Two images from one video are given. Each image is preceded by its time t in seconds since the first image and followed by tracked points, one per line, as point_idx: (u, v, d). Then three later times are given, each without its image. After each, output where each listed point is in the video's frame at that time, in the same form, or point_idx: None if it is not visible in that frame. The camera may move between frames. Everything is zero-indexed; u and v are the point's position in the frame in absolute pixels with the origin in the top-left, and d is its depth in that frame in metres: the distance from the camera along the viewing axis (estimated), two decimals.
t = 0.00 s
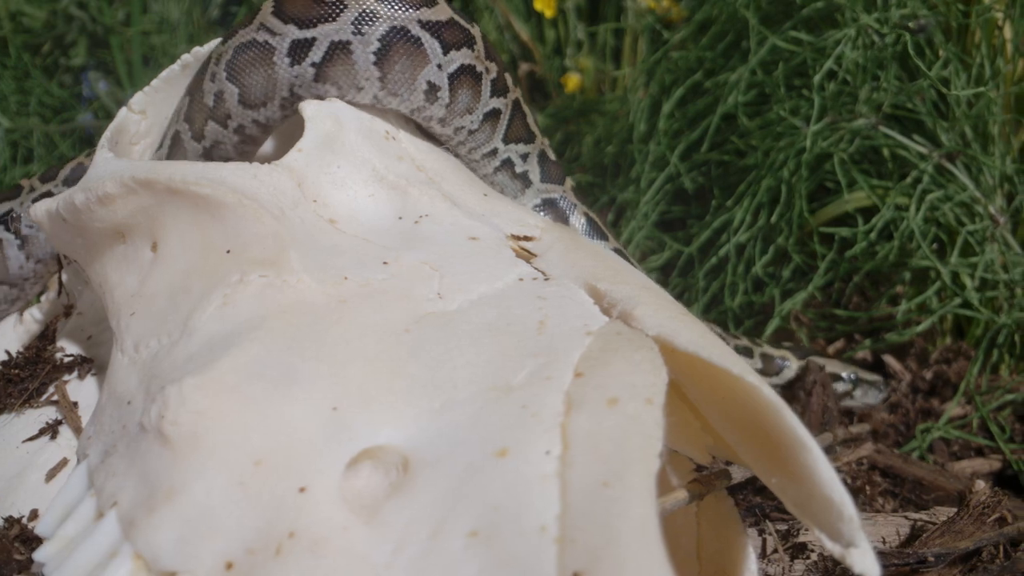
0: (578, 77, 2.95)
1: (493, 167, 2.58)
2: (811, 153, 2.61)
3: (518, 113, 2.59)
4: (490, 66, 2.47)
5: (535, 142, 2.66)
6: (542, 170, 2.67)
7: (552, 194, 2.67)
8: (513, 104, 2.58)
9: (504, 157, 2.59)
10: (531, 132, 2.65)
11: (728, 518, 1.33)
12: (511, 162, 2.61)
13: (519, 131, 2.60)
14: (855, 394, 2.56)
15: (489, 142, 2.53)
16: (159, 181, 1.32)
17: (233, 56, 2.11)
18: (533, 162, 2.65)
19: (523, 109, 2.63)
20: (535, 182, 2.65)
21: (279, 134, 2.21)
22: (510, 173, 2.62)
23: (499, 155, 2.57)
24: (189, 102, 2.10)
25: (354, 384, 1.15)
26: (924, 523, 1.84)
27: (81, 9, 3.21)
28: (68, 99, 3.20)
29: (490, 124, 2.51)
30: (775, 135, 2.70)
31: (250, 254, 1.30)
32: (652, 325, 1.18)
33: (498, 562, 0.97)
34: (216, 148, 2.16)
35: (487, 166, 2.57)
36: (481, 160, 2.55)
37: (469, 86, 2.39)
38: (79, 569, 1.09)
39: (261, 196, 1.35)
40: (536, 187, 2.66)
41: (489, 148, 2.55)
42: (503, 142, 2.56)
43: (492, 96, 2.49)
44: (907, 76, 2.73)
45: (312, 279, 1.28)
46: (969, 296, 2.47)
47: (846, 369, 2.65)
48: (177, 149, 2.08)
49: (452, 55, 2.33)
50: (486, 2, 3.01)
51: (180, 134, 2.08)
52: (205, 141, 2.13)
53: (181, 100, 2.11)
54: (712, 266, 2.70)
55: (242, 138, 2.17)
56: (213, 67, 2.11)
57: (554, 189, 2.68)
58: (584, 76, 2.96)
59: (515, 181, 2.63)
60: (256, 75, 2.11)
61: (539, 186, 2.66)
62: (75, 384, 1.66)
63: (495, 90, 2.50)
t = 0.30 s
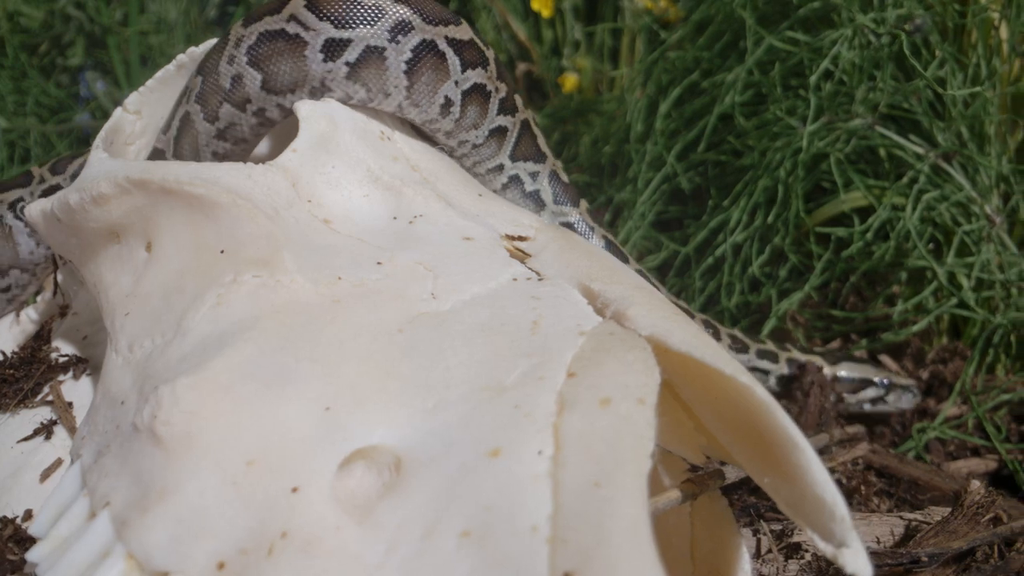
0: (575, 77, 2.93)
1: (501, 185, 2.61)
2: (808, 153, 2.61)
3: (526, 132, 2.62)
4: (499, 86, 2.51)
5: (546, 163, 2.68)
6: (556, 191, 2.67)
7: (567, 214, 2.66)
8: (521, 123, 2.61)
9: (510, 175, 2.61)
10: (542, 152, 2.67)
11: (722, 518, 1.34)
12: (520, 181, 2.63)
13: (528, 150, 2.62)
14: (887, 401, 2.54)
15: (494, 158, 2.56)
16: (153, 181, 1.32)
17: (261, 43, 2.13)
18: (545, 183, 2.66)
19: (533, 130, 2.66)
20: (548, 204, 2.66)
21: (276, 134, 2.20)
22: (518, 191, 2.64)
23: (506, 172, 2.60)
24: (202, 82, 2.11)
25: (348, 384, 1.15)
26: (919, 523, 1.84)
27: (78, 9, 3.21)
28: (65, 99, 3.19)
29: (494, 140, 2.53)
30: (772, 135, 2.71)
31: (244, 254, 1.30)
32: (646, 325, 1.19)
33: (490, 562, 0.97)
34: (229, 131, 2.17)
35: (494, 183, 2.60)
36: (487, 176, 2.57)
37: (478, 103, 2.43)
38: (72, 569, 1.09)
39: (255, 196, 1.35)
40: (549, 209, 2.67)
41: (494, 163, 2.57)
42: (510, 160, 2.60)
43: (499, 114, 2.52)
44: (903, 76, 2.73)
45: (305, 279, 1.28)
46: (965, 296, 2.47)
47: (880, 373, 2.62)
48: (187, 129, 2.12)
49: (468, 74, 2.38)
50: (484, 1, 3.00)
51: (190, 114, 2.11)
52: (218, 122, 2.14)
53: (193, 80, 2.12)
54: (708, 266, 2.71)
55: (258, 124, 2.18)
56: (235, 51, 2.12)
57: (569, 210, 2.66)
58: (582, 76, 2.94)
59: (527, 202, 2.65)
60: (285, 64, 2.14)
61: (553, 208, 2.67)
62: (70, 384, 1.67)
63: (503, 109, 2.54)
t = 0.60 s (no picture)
0: (573, 76, 2.93)
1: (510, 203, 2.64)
2: (805, 154, 2.62)
3: (535, 149, 2.63)
4: (508, 102, 2.54)
5: (558, 181, 2.68)
6: (571, 212, 2.66)
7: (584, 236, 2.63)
8: (531, 140, 2.63)
9: (519, 192, 2.64)
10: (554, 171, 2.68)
11: (717, 517, 1.34)
12: (531, 200, 2.64)
13: (535, 166, 2.64)
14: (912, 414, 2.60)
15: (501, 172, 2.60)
16: (149, 182, 1.32)
17: (289, 33, 2.13)
18: (558, 202, 2.66)
19: (543, 149, 2.67)
20: (564, 224, 2.64)
21: (270, 135, 2.21)
22: (531, 210, 2.64)
23: (513, 189, 2.64)
24: (219, 64, 2.11)
25: (341, 384, 1.15)
26: (914, 523, 1.85)
27: (76, 9, 3.21)
28: (62, 99, 3.19)
29: (500, 155, 2.57)
30: (769, 135, 2.71)
31: (239, 254, 1.30)
32: (640, 325, 1.18)
33: (482, 562, 0.96)
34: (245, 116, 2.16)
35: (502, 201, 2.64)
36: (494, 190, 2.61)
37: (484, 118, 2.46)
38: (66, 569, 1.09)
39: (250, 196, 1.35)
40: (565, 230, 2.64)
41: (502, 180, 2.61)
42: (518, 177, 2.63)
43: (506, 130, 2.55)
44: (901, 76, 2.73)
45: (299, 279, 1.28)
46: (961, 297, 2.48)
47: (902, 386, 2.67)
48: (200, 110, 2.12)
49: (478, 91, 2.41)
50: (482, 1, 2.98)
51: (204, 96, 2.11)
52: (235, 105, 2.13)
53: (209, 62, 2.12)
54: (705, 266, 2.72)
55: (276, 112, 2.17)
56: (259, 37, 2.12)
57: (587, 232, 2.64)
58: (580, 76, 2.93)
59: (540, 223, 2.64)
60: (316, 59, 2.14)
61: (569, 229, 2.64)
62: (66, 384, 1.67)
63: (511, 125, 2.56)
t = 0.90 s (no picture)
0: (571, 77, 2.93)
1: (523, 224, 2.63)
2: (801, 153, 2.61)
3: (546, 169, 2.67)
4: (518, 118, 2.62)
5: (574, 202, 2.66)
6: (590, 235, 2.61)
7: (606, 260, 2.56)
8: (542, 159, 2.67)
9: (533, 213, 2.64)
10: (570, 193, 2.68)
11: (712, 517, 1.34)
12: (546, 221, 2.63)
13: (547, 186, 2.66)
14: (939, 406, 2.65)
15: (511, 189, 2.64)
16: (144, 182, 1.32)
17: (326, 27, 2.22)
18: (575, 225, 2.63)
19: (556, 170, 2.69)
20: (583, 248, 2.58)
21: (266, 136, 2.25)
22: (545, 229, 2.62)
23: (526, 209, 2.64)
24: (246, 46, 2.18)
25: (336, 384, 1.15)
26: (909, 523, 1.86)
27: (74, 9, 3.21)
28: (60, 99, 3.19)
29: (508, 171, 2.63)
30: (766, 135, 2.71)
31: (234, 254, 1.30)
32: (634, 325, 1.19)
33: (476, 562, 0.96)
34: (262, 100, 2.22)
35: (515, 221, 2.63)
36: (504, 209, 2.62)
37: (492, 131, 2.55)
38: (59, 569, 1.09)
39: (246, 196, 1.35)
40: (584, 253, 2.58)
41: (513, 198, 2.64)
42: (530, 197, 2.65)
43: (513, 144, 2.61)
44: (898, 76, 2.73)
45: (294, 279, 1.28)
46: (958, 296, 2.48)
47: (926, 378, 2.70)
48: (219, 89, 2.15)
49: (486, 106, 2.52)
50: (480, 1, 2.98)
51: (225, 75, 2.16)
52: (258, 88, 2.20)
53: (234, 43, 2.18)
54: (702, 266, 2.72)
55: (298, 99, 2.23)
56: (294, 26, 2.20)
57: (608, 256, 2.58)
58: (577, 76, 2.94)
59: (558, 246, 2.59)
60: (350, 55, 2.22)
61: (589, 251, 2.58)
62: (61, 385, 1.67)
63: (520, 141, 2.63)
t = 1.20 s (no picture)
0: (569, 77, 2.91)
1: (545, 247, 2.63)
2: (798, 153, 2.61)
3: (562, 191, 2.68)
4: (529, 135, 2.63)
5: (594, 225, 2.67)
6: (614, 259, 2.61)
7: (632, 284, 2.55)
8: (557, 180, 2.68)
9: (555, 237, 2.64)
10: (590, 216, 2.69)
11: (706, 515, 1.34)
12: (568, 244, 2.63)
13: (566, 209, 2.67)
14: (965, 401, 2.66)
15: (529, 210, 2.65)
16: (139, 182, 1.32)
17: (366, 28, 2.23)
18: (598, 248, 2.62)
19: (572, 192, 2.70)
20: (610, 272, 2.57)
21: (264, 134, 2.17)
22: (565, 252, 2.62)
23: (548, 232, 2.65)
24: (285, 30, 2.17)
25: (330, 384, 1.15)
26: (905, 522, 1.86)
27: (72, 8, 3.21)
28: (58, 99, 3.19)
29: (520, 189, 2.64)
30: (764, 135, 2.71)
31: (229, 254, 1.30)
32: (629, 325, 1.19)
33: (469, 562, 0.96)
34: (289, 84, 2.20)
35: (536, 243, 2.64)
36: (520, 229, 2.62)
37: (500, 147, 2.55)
38: (52, 569, 1.09)
39: (241, 196, 1.35)
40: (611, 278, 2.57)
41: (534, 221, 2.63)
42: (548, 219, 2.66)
43: (524, 162, 2.62)
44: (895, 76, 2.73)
45: (288, 279, 1.28)
46: (955, 296, 2.48)
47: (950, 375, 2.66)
48: (243, 67, 2.13)
49: (496, 122, 2.52)
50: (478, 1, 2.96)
51: (253, 55, 2.14)
52: (291, 73, 2.19)
53: (265, 23, 2.17)
54: (700, 265, 2.74)
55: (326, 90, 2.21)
56: (334, 20, 2.20)
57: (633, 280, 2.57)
58: (576, 76, 2.93)
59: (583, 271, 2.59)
60: (382, 58, 2.24)
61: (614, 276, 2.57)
62: (58, 385, 1.68)
63: (531, 159, 2.63)
